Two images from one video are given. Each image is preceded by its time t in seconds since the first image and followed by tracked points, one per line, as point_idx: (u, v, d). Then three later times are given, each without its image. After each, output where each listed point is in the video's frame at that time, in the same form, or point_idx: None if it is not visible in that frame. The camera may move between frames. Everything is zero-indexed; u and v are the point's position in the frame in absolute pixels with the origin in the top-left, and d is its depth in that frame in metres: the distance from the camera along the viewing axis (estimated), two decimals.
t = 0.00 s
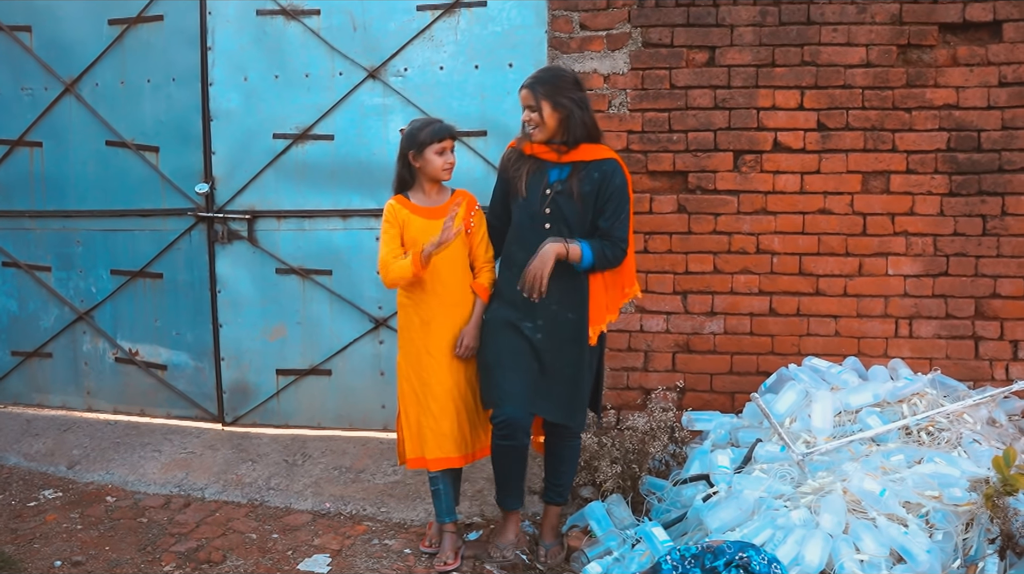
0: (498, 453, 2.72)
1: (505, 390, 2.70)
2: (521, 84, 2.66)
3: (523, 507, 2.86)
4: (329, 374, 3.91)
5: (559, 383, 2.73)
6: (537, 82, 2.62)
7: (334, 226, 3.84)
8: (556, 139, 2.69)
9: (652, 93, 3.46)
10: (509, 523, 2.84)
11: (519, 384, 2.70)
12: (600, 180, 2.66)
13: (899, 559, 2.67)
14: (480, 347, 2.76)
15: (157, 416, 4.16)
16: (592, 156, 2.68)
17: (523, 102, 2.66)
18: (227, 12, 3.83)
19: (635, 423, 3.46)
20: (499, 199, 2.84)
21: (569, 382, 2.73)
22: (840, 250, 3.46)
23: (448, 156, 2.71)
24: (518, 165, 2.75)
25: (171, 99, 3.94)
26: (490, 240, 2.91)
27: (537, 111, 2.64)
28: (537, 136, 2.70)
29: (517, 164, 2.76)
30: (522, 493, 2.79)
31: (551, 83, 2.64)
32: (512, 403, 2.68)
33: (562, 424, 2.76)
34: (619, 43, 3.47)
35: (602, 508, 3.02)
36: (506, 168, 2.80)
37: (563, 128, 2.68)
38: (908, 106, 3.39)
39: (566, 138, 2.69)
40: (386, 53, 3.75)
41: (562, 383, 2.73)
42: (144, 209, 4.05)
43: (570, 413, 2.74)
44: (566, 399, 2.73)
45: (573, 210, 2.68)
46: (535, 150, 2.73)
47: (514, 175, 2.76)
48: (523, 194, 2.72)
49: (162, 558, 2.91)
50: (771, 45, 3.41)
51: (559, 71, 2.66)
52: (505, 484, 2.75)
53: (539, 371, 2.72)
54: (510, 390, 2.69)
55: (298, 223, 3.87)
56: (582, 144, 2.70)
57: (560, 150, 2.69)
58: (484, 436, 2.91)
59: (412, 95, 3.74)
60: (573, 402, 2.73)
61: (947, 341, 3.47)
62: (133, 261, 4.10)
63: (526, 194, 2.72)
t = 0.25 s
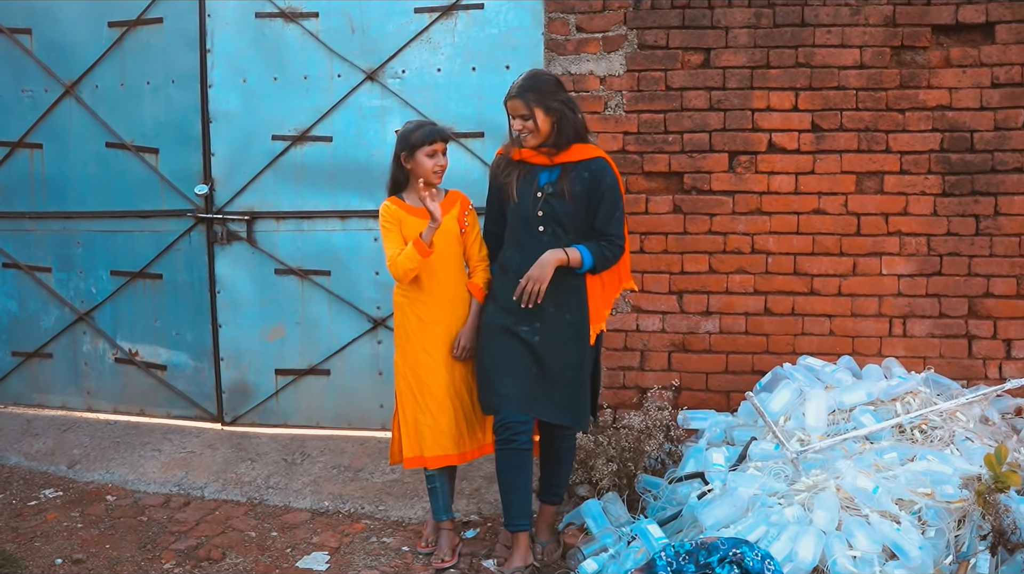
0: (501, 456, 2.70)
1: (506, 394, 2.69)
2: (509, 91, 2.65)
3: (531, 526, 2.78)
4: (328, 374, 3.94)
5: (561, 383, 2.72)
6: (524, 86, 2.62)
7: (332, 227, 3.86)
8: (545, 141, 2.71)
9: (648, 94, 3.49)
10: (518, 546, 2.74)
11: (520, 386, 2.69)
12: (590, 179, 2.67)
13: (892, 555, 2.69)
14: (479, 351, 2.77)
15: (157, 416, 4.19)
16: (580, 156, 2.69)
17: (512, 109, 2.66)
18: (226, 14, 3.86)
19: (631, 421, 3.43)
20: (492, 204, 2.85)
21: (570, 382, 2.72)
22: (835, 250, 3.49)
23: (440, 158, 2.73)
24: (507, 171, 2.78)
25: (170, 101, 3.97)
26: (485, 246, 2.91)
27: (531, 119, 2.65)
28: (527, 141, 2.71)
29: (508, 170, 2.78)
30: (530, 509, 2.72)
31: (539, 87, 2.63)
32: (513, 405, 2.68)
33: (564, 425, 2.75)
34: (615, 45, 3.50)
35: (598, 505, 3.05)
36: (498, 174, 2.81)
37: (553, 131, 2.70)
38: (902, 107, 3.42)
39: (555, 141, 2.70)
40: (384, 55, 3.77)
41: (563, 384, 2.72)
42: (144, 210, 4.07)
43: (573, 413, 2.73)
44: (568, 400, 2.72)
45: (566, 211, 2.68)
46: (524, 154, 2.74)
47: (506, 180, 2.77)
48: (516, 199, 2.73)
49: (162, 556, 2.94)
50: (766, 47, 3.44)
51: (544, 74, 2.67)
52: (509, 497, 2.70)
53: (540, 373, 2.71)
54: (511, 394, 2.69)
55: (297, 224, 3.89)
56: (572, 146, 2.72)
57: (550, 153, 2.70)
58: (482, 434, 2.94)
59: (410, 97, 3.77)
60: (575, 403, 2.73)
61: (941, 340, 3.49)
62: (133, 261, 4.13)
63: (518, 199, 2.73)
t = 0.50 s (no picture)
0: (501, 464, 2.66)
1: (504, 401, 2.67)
2: (501, 93, 2.60)
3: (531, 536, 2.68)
4: (325, 371, 3.95)
5: (559, 386, 2.69)
6: (513, 89, 2.60)
7: (329, 224, 3.88)
8: (530, 143, 2.68)
9: (643, 92, 3.51)
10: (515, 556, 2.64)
11: (518, 392, 2.67)
12: (576, 177, 2.65)
13: (885, 551, 2.71)
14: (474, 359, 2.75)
15: (155, 413, 4.20)
16: (566, 154, 2.67)
17: (504, 112, 2.61)
18: (224, 13, 3.87)
19: (625, 418, 3.41)
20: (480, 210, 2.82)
21: (569, 384, 2.69)
22: (830, 247, 3.51)
23: (430, 161, 2.73)
24: (493, 175, 2.76)
25: (168, 99, 3.98)
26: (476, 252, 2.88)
27: (525, 121, 2.62)
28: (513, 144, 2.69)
29: (493, 174, 2.76)
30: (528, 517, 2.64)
31: (524, 89, 2.60)
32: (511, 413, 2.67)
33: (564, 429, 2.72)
34: (611, 43, 3.51)
35: (593, 502, 3.06)
36: (484, 179, 2.79)
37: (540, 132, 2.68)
38: (896, 105, 3.44)
39: (540, 141, 2.69)
40: (381, 54, 3.79)
41: (561, 386, 2.69)
42: (142, 208, 4.09)
43: (572, 416, 2.69)
44: (568, 403, 2.69)
45: (554, 211, 2.66)
46: (509, 157, 2.72)
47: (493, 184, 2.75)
48: (503, 203, 2.72)
49: (160, 552, 2.95)
50: (761, 45, 3.46)
51: (526, 74, 2.64)
52: (508, 505, 2.63)
53: (537, 377, 2.68)
54: (510, 401, 2.66)
55: (294, 221, 3.91)
56: (557, 145, 2.70)
57: (535, 154, 2.68)
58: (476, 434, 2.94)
59: (406, 95, 3.78)
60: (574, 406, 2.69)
61: (935, 337, 3.51)
62: (130, 259, 4.14)
63: (506, 202, 2.71)
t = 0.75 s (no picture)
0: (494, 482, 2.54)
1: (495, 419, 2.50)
2: (495, 98, 2.43)
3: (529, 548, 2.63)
4: (319, 369, 3.95)
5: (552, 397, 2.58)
6: (508, 92, 2.43)
7: (323, 223, 3.88)
8: (504, 148, 2.48)
9: (636, 91, 3.51)
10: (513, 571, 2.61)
11: (507, 410, 2.52)
12: (552, 180, 2.45)
13: (876, 549, 2.72)
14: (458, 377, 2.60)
15: (149, 412, 4.20)
16: (542, 156, 2.47)
17: (494, 118, 2.43)
18: (217, 12, 3.87)
19: (618, 416, 3.46)
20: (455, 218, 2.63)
21: (561, 393, 2.58)
22: (822, 246, 3.51)
23: (419, 164, 2.72)
24: (467, 183, 2.56)
25: (162, 98, 3.99)
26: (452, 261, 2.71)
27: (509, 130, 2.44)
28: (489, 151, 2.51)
29: (467, 182, 2.57)
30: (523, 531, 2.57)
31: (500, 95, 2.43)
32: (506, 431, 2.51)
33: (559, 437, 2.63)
34: (604, 42, 3.51)
35: (586, 500, 3.07)
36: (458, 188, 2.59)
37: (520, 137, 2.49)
38: (888, 104, 3.45)
39: (518, 145, 2.49)
40: (375, 52, 3.79)
41: (553, 396, 2.57)
42: (136, 207, 4.09)
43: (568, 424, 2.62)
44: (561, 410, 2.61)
45: (533, 218, 2.46)
46: (484, 164, 2.53)
47: (467, 192, 2.56)
48: (480, 213, 2.53)
49: (153, 550, 2.96)
50: (753, 44, 3.46)
51: (515, 78, 2.47)
52: (505, 523, 2.55)
53: (526, 392, 2.54)
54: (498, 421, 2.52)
55: (288, 220, 3.91)
56: (533, 146, 2.49)
57: (510, 159, 2.48)
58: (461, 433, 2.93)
59: (400, 94, 3.79)
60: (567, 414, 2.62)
61: (927, 335, 3.51)
62: (125, 258, 4.14)
63: (482, 212, 2.52)
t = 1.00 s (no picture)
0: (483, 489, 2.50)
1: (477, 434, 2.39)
2: (481, 97, 2.28)
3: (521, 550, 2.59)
4: (313, 369, 3.96)
5: (534, 411, 2.40)
6: (494, 92, 2.29)
7: (317, 223, 3.89)
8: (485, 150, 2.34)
9: (629, 91, 3.52)
10: None
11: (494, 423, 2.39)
12: (538, 183, 2.33)
13: (866, 548, 2.73)
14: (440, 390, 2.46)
15: (144, 412, 4.21)
16: (525, 157, 2.34)
17: (480, 119, 2.28)
18: (212, 12, 3.88)
19: (610, 416, 3.46)
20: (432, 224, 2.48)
21: (546, 407, 2.41)
22: (814, 246, 3.52)
23: (407, 168, 2.73)
24: (445, 188, 2.40)
25: (156, 98, 3.99)
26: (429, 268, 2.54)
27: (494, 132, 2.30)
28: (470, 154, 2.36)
29: (445, 187, 2.41)
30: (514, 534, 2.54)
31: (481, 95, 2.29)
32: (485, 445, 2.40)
33: (543, 456, 2.44)
34: (597, 42, 3.52)
35: (578, 500, 3.08)
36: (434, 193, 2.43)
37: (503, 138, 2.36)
38: (880, 104, 3.46)
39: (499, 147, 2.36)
40: (369, 53, 3.80)
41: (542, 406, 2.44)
42: (131, 207, 4.10)
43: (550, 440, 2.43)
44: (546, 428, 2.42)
45: (517, 223, 2.33)
46: (464, 166, 2.38)
47: (445, 197, 2.40)
48: (459, 219, 2.39)
49: (146, 549, 2.96)
50: (746, 44, 3.47)
51: (499, 77, 2.34)
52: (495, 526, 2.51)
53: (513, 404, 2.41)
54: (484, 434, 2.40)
55: (282, 220, 3.92)
56: (515, 148, 2.36)
57: (492, 163, 2.35)
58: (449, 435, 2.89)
59: (394, 94, 3.80)
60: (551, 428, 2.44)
61: (919, 335, 3.52)
62: (119, 258, 4.15)
63: (462, 217, 2.37)
